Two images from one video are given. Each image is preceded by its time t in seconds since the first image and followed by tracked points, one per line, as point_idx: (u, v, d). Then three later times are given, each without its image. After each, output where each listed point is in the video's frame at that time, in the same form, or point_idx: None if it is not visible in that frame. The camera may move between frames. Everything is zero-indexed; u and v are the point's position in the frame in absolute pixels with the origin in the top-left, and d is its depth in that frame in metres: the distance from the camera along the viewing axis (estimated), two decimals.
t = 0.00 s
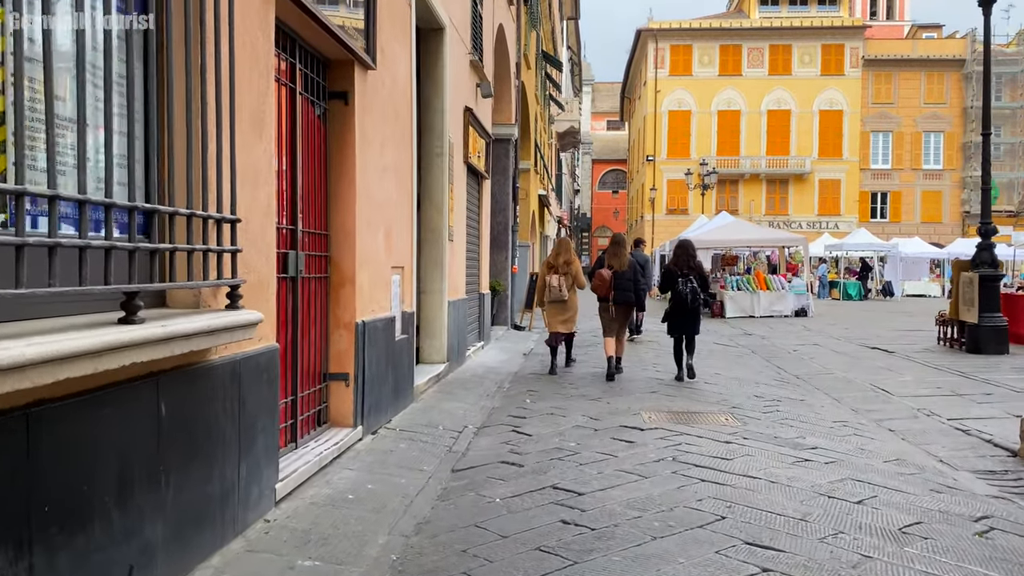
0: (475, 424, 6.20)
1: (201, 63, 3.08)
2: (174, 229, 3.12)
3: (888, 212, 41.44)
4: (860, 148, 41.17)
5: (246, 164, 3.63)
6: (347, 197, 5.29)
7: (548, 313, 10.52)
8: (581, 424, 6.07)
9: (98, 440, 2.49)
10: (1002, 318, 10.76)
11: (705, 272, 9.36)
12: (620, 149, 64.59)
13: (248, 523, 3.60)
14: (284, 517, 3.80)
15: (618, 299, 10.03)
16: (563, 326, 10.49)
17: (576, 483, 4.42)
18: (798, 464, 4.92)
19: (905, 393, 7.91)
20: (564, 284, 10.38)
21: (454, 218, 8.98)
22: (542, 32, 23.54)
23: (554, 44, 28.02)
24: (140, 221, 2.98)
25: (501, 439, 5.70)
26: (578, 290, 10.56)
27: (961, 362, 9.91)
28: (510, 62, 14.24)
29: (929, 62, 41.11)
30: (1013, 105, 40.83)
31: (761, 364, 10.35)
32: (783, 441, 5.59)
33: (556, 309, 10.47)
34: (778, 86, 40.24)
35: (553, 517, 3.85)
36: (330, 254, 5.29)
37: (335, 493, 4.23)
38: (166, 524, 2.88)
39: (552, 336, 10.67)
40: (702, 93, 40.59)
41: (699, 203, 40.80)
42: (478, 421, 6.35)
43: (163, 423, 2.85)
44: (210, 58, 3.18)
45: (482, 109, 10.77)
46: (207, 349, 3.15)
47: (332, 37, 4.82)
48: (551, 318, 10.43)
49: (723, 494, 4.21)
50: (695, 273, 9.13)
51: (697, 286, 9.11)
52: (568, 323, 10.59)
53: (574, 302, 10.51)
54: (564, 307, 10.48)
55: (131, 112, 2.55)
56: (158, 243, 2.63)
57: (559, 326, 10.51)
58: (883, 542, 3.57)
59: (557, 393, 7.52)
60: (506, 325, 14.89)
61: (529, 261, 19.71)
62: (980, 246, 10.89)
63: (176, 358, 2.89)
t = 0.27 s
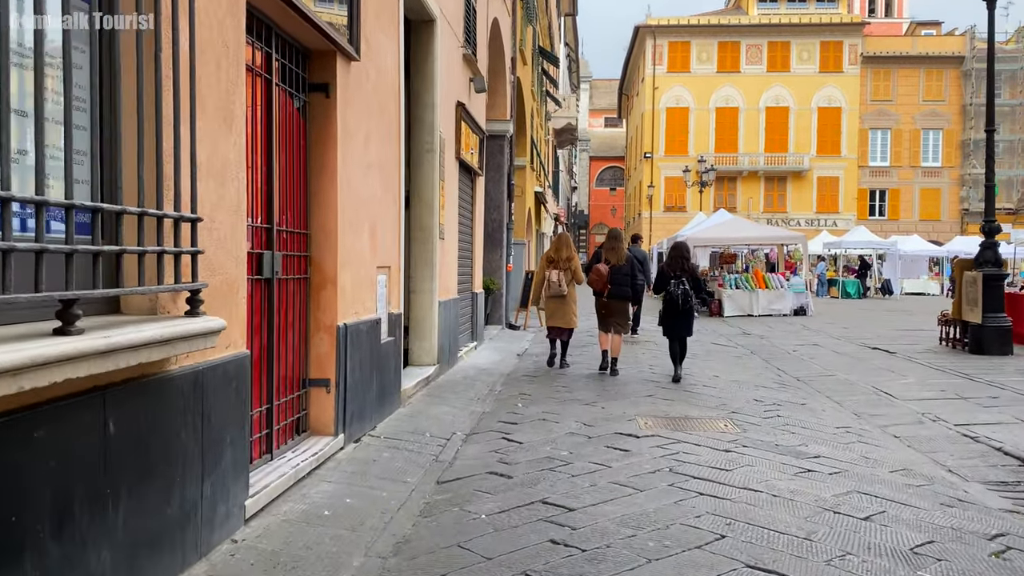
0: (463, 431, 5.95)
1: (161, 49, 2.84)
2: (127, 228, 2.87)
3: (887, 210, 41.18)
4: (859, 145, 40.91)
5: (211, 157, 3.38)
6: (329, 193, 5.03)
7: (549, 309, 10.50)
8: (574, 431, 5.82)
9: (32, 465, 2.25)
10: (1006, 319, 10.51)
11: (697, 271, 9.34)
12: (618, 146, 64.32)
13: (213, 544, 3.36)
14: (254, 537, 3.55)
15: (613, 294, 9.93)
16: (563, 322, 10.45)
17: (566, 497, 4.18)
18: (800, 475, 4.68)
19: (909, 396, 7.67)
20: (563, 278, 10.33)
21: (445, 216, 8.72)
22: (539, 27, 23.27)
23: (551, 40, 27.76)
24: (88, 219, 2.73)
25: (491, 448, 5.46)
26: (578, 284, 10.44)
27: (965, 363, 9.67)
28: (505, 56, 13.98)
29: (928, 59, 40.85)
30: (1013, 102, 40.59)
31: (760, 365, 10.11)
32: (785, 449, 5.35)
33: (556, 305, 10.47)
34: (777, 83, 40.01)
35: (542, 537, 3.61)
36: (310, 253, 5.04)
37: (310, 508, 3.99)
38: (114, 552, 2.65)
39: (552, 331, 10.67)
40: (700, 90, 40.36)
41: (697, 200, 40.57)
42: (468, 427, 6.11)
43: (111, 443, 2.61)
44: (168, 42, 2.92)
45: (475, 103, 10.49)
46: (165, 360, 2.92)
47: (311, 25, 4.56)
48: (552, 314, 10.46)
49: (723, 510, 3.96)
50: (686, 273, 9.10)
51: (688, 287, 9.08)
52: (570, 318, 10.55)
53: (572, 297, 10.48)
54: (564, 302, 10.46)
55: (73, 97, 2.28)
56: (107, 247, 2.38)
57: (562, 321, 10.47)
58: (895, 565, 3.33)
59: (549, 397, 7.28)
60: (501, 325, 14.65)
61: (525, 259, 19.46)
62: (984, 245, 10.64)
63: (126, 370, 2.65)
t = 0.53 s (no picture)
0: (453, 435, 5.70)
1: (113, 19, 2.58)
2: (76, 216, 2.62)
3: (884, 209, 41.00)
4: (857, 143, 40.71)
5: (176, 142, 3.14)
6: (311, 185, 4.78)
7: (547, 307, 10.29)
8: (569, 435, 5.58)
9: None
10: (1010, 318, 10.27)
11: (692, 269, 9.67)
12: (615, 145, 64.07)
13: (179, 559, 3.12)
14: (224, 551, 3.31)
15: (609, 293, 9.84)
16: (561, 320, 10.32)
17: (559, 506, 3.94)
18: (805, 482, 4.45)
19: (914, 397, 7.43)
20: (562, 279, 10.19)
21: (437, 212, 8.46)
22: (534, 23, 23.02)
23: (547, 36, 27.51)
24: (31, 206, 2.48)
25: (481, 452, 5.21)
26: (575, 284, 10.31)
27: (969, 363, 9.45)
28: (499, 51, 13.73)
29: (925, 57, 40.69)
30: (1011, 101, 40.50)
31: (760, 366, 9.88)
32: (789, 454, 5.11)
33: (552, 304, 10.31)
34: (774, 81, 39.82)
35: (533, 550, 3.37)
36: (291, 248, 4.78)
37: (286, 519, 3.74)
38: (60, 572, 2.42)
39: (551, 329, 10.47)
40: (697, 88, 40.16)
41: (694, 199, 40.35)
42: (458, 430, 5.86)
43: (53, 454, 2.38)
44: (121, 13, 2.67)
45: (469, 97, 10.24)
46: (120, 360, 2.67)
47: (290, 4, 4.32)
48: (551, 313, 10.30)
49: (726, 520, 3.73)
50: (682, 268, 9.41)
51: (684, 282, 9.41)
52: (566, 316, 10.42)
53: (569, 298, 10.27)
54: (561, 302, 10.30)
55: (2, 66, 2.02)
56: (43, 234, 2.13)
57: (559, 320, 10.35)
58: None
59: (543, 398, 7.04)
60: (495, 325, 14.40)
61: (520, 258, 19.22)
62: (987, 242, 10.38)
63: (71, 372, 2.41)
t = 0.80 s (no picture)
0: (442, 444, 5.47)
1: None
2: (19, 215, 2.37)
3: (880, 209, 40.89)
4: (852, 143, 40.56)
5: (137, 133, 2.88)
6: (292, 182, 4.53)
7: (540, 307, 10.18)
8: (564, 443, 5.34)
9: None
10: (1014, 320, 10.09)
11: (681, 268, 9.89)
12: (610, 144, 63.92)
13: None
14: None
15: (603, 288, 10.03)
16: (554, 320, 10.26)
17: (553, 524, 3.70)
18: (813, 497, 4.21)
19: (919, 403, 7.21)
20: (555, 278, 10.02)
21: (428, 210, 8.21)
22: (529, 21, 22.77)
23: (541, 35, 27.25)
24: None
25: (471, 464, 4.97)
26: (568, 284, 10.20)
27: (973, 367, 9.23)
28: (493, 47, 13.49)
29: (921, 57, 40.55)
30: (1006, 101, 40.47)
31: (758, 369, 9.66)
32: (794, 465, 4.88)
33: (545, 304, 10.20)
34: (770, 81, 39.67)
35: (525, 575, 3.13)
36: (270, 249, 4.54)
37: (261, 539, 3.50)
38: None
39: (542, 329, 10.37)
40: (692, 88, 39.99)
41: (689, 199, 40.15)
42: (448, 439, 5.62)
43: None
44: None
45: (461, 93, 9.99)
46: (70, 374, 2.43)
47: None
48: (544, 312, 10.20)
49: (731, 540, 3.49)
50: (672, 271, 9.27)
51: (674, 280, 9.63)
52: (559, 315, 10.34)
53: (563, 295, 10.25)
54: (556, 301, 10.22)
55: None
56: None
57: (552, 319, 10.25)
58: None
59: (537, 404, 6.80)
60: (488, 325, 14.16)
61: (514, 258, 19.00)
62: (991, 243, 10.19)
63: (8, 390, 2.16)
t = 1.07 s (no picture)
0: (427, 453, 5.24)
1: None
2: None
3: (872, 211, 40.80)
4: (844, 144, 40.48)
5: (86, 124, 2.63)
6: (267, 179, 4.30)
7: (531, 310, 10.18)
8: (554, 453, 5.11)
9: None
10: (1013, 322, 9.91)
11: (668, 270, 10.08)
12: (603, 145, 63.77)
13: None
14: None
15: (593, 294, 9.94)
16: (546, 323, 10.24)
17: (541, 544, 3.47)
18: (816, 511, 4.00)
19: (920, 408, 7.02)
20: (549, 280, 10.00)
21: (415, 210, 7.98)
22: (520, 20, 22.53)
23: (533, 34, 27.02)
24: None
25: (456, 475, 4.73)
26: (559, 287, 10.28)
27: (972, 370, 9.03)
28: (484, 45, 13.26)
29: (913, 58, 40.54)
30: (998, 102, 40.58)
31: (754, 372, 9.46)
32: (795, 476, 4.67)
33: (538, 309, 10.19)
34: (762, 82, 39.56)
35: None
36: (243, 250, 4.30)
37: (226, 561, 3.25)
38: None
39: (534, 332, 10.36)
40: (685, 88, 39.88)
41: (682, 200, 40.00)
42: (433, 449, 5.37)
43: None
44: None
45: (450, 91, 9.76)
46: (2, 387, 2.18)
47: None
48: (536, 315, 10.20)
49: (731, 561, 3.27)
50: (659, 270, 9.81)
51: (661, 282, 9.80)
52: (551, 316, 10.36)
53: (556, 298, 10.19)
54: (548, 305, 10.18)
55: None
56: None
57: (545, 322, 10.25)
58: None
59: (526, 410, 6.57)
60: (479, 327, 13.93)
61: (505, 259, 18.78)
62: (989, 244, 10.01)
63: None
